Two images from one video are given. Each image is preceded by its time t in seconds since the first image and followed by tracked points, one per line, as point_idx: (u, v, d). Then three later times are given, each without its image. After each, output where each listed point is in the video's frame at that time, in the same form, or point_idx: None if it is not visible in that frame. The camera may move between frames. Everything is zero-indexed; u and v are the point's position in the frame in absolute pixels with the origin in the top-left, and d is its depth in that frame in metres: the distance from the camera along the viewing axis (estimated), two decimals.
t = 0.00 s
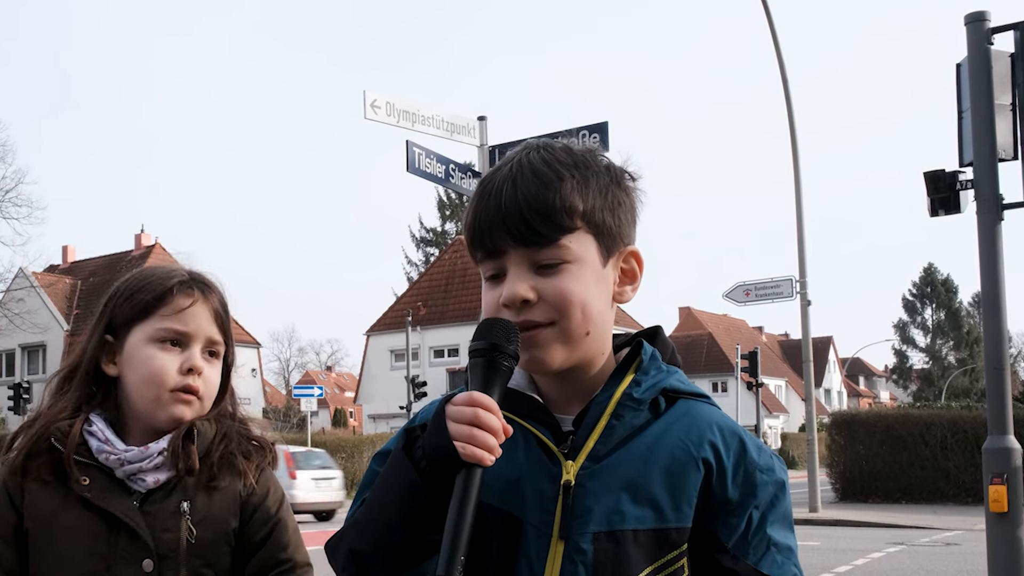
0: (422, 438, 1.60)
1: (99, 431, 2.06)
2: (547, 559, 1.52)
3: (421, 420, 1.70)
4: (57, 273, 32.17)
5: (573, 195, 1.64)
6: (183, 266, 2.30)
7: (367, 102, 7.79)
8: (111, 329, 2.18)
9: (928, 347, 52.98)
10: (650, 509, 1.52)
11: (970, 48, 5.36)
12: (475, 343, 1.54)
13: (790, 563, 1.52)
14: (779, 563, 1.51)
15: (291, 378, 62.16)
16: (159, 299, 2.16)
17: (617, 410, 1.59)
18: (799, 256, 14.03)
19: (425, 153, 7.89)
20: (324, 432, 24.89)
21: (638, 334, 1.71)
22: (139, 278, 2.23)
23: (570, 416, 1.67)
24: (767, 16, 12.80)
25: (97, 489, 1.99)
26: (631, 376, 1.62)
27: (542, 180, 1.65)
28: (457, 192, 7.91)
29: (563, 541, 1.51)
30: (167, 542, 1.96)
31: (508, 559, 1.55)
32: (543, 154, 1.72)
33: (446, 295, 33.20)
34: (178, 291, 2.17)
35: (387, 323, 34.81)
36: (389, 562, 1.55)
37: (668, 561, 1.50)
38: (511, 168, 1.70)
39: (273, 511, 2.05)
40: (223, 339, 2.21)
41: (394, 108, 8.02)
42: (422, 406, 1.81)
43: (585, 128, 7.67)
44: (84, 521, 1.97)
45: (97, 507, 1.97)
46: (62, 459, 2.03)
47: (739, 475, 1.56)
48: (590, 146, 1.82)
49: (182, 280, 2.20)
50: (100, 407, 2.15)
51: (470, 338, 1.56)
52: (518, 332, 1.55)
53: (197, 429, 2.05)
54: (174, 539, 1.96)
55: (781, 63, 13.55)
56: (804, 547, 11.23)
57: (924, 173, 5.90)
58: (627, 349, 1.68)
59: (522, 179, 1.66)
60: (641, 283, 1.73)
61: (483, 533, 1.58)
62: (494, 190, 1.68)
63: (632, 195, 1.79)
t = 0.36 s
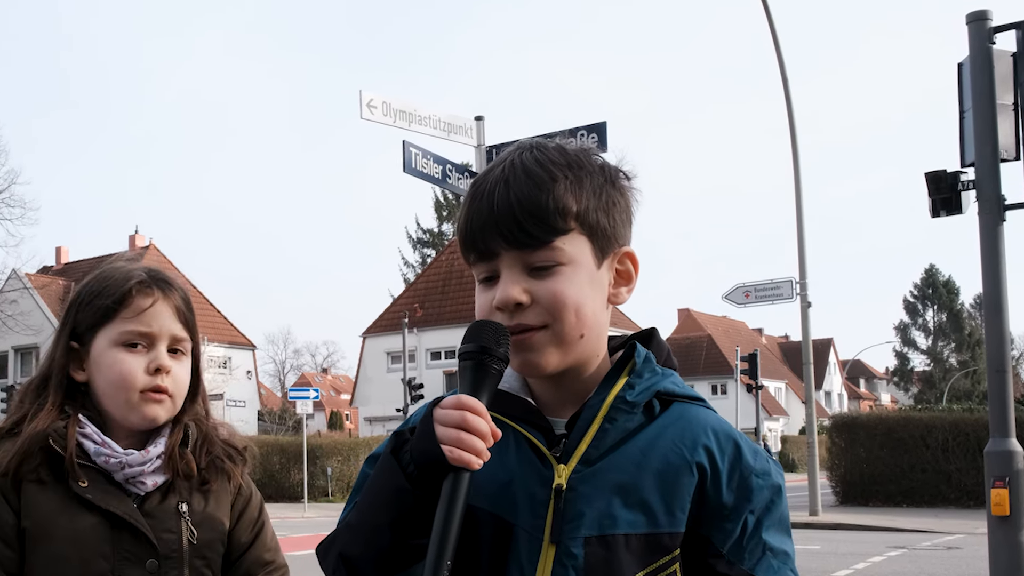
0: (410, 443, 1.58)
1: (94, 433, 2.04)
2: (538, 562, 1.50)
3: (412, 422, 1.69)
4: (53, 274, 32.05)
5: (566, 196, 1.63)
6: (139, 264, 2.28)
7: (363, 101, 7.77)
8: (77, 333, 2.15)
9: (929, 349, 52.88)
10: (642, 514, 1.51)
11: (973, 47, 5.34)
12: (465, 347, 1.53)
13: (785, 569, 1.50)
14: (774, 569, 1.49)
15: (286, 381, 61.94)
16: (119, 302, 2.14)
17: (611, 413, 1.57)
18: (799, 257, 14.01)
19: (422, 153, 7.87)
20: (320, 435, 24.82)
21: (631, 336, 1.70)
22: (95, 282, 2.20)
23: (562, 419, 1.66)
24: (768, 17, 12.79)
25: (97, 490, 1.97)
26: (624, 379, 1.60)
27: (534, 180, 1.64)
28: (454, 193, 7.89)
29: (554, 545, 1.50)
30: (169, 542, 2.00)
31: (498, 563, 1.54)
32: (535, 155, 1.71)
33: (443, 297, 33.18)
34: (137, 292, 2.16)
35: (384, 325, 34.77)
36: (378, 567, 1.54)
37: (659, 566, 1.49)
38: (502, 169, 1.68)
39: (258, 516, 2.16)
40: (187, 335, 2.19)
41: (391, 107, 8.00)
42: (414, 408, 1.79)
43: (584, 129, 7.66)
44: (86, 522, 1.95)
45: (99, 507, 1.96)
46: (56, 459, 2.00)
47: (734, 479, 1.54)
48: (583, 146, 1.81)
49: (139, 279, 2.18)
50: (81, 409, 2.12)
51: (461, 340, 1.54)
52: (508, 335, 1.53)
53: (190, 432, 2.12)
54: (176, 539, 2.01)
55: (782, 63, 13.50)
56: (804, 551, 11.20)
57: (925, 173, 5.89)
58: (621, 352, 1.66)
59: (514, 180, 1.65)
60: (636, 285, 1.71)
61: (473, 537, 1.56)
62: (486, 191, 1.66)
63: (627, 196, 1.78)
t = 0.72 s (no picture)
0: (397, 447, 1.57)
1: (50, 441, 2.04)
2: (528, 565, 1.48)
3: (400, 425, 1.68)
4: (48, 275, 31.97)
5: (555, 198, 1.61)
6: (92, 265, 2.24)
7: (359, 101, 7.76)
8: (38, 342, 2.15)
9: (930, 351, 52.82)
10: (631, 515, 1.49)
11: (974, 47, 5.33)
12: (452, 350, 1.52)
13: (779, 567, 1.49)
14: (768, 568, 1.48)
15: (282, 384, 61.84)
16: (64, 309, 2.11)
17: (599, 413, 1.55)
18: (799, 258, 13.99)
19: (419, 154, 7.85)
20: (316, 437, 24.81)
21: (619, 336, 1.68)
22: (50, 289, 2.19)
23: (552, 418, 1.64)
24: (768, 16, 12.76)
25: (48, 498, 1.97)
26: (613, 377, 1.59)
27: (524, 181, 1.62)
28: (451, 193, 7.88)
29: (545, 547, 1.48)
30: (119, 553, 1.96)
31: (487, 566, 1.53)
32: (524, 155, 1.69)
33: (440, 299, 33.17)
34: (83, 297, 2.12)
35: (379, 327, 34.75)
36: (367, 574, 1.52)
37: (651, 568, 1.47)
38: (490, 170, 1.67)
39: (223, 523, 2.07)
40: (142, 336, 2.14)
41: (387, 107, 7.98)
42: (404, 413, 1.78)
43: (581, 129, 7.64)
44: (35, 531, 1.95)
45: (48, 516, 1.96)
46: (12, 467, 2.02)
47: (726, 478, 1.53)
48: (573, 145, 1.79)
49: (86, 283, 2.15)
50: (48, 416, 2.14)
51: (448, 342, 1.53)
52: (496, 338, 1.52)
53: (147, 439, 2.05)
54: (126, 551, 1.97)
55: (783, 64, 13.47)
56: (804, 555, 11.18)
57: (927, 174, 5.87)
58: (608, 351, 1.65)
59: (503, 181, 1.63)
60: (627, 285, 1.70)
61: (462, 540, 1.55)
62: (475, 192, 1.64)
63: (618, 195, 1.76)
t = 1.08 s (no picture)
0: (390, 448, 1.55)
1: (27, 443, 2.07)
2: (521, 567, 1.47)
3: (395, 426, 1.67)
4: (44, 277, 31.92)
5: (549, 200, 1.60)
6: (76, 268, 2.23)
7: (355, 101, 7.74)
8: (27, 350, 2.18)
9: (932, 352, 52.77)
10: (626, 518, 1.48)
11: (975, 46, 5.31)
12: (445, 351, 1.51)
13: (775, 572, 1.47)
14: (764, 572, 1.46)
15: (278, 386, 61.77)
16: (44, 315, 2.13)
17: (594, 414, 1.54)
18: (799, 259, 13.98)
19: (415, 154, 7.84)
20: (312, 440, 24.78)
21: (615, 337, 1.67)
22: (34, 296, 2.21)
23: (546, 420, 1.62)
24: (768, 16, 12.74)
25: (20, 499, 1.98)
26: (607, 379, 1.57)
27: (517, 184, 1.61)
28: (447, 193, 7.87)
29: (538, 549, 1.47)
30: (80, 556, 1.92)
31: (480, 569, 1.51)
32: (519, 156, 1.68)
33: (437, 300, 33.17)
34: (60, 302, 2.12)
35: (375, 329, 34.72)
36: None
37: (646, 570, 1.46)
38: (484, 171, 1.65)
39: (194, 526, 1.96)
40: (123, 338, 2.12)
41: (384, 107, 7.97)
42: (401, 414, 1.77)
43: (580, 128, 7.63)
44: (5, 533, 1.96)
45: (17, 518, 1.96)
46: None
47: (722, 480, 1.51)
48: (568, 145, 1.78)
49: (65, 288, 2.15)
50: (34, 421, 2.17)
51: (442, 344, 1.52)
52: (491, 339, 1.51)
53: (117, 439, 1.99)
54: (87, 553, 1.92)
55: (782, 64, 13.44)
56: (805, 558, 11.17)
57: (928, 174, 5.86)
58: (603, 352, 1.63)
59: (496, 182, 1.61)
60: (623, 287, 1.68)
61: (454, 543, 1.54)
62: (468, 194, 1.63)
63: (614, 196, 1.74)
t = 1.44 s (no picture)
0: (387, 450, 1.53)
1: (35, 447, 2.06)
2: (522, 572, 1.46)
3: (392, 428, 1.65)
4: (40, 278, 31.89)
5: (546, 197, 1.58)
6: (78, 268, 2.22)
7: (352, 101, 7.71)
8: (32, 351, 2.17)
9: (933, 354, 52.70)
10: (626, 524, 1.46)
11: (978, 46, 5.29)
12: (442, 352, 1.49)
13: None
14: None
15: (276, 388, 61.78)
16: (49, 315, 2.12)
17: (596, 419, 1.53)
18: (799, 261, 13.95)
19: (412, 154, 7.82)
20: (309, 443, 24.74)
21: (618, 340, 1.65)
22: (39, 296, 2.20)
23: (548, 423, 1.61)
24: (768, 17, 12.69)
25: (32, 504, 1.96)
26: (610, 383, 1.56)
27: (512, 182, 1.59)
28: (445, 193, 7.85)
29: (538, 554, 1.45)
30: (95, 556, 1.89)
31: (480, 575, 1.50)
32: (512, 156, 1.66)
33: (433, 302, 33.16)
34: (65, 302, 2.11)
35: (373, 330, 34.69)
36: None
37: None
38: (479, 171, 1.64)
39: (208, 520, 1.93)
40: (130, 336, 2.11)
41: (380, 107, 7.95)
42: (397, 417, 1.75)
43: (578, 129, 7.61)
44: (19, 537, 1.95)
45: (31, 522, 1.95)
46: None
47: (724, 487, 1.50)
48: (566, 144, 1.77)
49: (69, 287, 2.13)
50: (42, 425, 2.16)
51: (439, 345, 1.50)
52: (489, 341, 1.49)
53: (124, 437, 1.97)
54: (102, 552, 1.89)
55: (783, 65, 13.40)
56: (806, 562, 11.15)
57: (929, 174, 5.84)
58: (607, 354, 1.61)
59: (492, 182, 1.60)
60: (625, 283, 1.67)
61: (452, 545, 1.52)
62: (464, 195, 1.61)
63: (610, 191, 1.73)
